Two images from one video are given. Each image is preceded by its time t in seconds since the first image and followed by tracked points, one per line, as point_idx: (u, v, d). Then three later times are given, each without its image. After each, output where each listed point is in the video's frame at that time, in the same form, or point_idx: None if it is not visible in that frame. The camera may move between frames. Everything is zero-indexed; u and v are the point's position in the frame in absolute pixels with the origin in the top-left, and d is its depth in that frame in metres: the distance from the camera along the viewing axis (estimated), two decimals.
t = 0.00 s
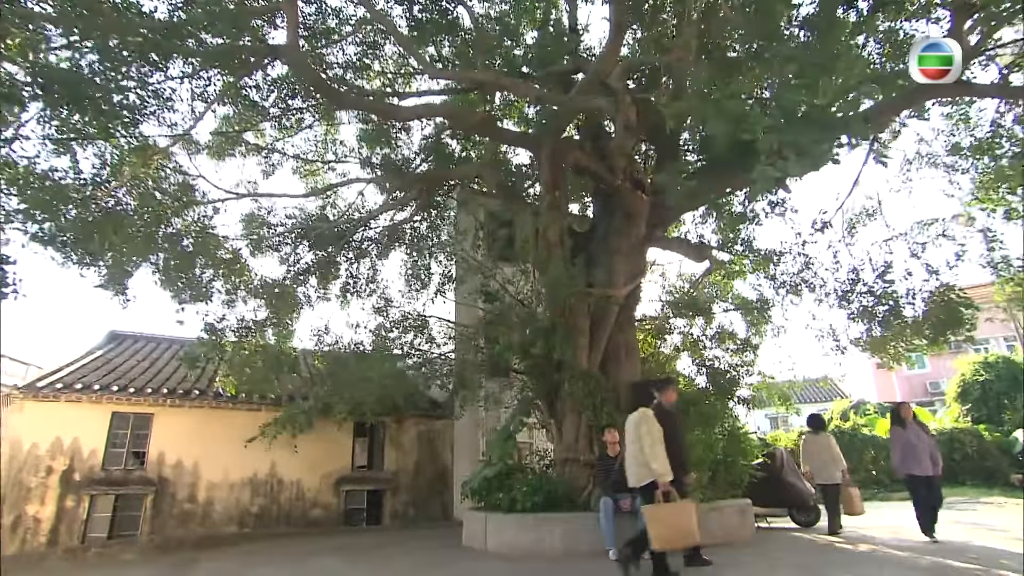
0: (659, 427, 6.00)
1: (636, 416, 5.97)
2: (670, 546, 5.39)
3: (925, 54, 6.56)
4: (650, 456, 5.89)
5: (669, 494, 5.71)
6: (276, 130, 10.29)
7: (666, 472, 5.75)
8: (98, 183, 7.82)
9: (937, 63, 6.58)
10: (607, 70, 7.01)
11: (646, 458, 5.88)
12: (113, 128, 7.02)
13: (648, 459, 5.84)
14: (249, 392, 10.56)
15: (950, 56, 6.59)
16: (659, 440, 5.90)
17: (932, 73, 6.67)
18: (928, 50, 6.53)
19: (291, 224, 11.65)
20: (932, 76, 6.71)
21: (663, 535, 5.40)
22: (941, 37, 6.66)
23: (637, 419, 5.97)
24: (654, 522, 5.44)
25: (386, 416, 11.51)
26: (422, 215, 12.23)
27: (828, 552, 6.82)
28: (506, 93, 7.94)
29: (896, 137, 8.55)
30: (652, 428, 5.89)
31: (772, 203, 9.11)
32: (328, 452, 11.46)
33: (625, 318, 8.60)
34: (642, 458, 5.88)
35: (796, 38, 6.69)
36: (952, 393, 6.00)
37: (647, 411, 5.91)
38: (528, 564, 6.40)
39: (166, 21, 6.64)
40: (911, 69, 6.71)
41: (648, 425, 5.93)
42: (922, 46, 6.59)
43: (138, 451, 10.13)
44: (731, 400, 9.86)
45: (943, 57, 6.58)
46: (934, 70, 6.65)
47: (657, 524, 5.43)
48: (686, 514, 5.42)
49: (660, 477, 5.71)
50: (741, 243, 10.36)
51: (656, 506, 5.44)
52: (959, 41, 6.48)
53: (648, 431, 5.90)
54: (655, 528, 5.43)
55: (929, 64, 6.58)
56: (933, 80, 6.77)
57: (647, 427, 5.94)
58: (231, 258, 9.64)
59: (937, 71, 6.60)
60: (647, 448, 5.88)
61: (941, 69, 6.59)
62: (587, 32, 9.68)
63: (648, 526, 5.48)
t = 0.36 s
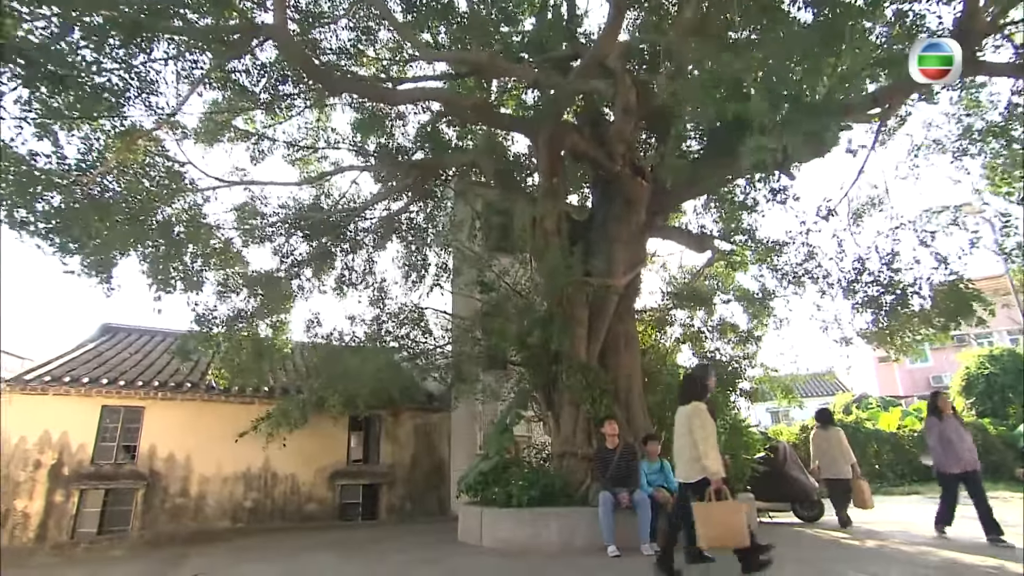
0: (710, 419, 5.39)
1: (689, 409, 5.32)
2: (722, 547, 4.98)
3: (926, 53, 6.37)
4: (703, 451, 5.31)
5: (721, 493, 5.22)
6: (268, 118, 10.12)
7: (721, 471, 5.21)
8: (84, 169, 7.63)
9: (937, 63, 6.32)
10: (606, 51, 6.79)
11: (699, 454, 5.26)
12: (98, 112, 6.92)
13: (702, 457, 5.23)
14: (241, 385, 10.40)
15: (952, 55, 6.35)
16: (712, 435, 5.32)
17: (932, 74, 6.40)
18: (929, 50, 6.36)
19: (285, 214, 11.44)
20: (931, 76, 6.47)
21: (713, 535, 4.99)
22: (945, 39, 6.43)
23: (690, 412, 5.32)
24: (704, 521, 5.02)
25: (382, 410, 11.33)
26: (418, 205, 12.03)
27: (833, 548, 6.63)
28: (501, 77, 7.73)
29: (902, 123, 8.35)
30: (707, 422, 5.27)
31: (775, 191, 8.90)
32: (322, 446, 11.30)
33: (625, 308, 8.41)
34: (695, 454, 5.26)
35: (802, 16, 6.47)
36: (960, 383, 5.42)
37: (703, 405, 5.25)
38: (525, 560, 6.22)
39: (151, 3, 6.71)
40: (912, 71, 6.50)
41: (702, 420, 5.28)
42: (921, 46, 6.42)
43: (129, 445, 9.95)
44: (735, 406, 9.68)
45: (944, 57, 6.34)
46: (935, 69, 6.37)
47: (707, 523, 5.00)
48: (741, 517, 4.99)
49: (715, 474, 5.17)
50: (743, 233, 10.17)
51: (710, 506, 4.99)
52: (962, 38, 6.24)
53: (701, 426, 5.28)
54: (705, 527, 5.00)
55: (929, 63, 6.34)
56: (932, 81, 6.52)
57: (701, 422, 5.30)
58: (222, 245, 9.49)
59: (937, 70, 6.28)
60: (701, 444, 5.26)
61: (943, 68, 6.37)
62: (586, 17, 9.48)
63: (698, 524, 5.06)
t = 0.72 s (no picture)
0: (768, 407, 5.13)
1: (746, 399, 5.07)
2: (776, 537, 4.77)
3: (925, 54, 5.56)
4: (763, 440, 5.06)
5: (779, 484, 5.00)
6: (258, 107, 9.97)
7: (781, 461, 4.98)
8: (67, 158, 7.45)
9: (937, 63, 5.49)
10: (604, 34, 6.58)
11: (758, 442, 5.03)
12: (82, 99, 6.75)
13: (761, 445, 5.00)
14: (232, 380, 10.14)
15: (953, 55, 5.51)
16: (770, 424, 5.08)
17: (932, 75, 5.56)
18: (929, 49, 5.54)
19: (279, 207, 11.24)
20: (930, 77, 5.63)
21: (768, 523, 4.78)
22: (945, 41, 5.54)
23: (748, 401, 5.07)
24: (758, 507, 4.82)
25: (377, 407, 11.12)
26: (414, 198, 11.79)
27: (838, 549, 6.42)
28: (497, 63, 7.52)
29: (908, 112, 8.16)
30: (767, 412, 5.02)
31: (778, 182, 8.67)
32: (316, 444, 11.07)
33: (623, 302, 8.18)
34: (753, 442, 5.05)
35: None
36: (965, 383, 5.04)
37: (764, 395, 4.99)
38: (520, 561, 5.98)
39: None
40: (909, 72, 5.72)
41: (761, 409, 5.02)
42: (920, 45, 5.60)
43: (117, 442, 9.65)
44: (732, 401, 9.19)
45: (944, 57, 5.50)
46: (934, 70, 5.56)
47: (763, 511, 4.80)
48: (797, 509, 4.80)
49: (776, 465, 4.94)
50: (745, 226, 9.96)
51: (764, 493, 4.77)
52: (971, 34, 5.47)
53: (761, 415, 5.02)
54: (759, 513, 4.81)
55: (928, 63, 5.54)
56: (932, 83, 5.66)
57: (760, 409, 5.05)
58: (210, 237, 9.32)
59: (937, 71, 5.43)
60: (761, 433, 5.02)
61: (942, 70, 5.53)
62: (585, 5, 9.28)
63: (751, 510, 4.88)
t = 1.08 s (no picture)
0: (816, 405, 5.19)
1: (794, 396, 5.14)
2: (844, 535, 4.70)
3: (924, 54, 4.96)
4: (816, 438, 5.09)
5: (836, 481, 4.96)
6: (251, 97, 9.68)
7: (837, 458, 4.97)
8: (47, 145, 7.19)
9: (937, 64, 4.92)
10: (604, 17, 6.34)
11: (810, 439, 5.05)
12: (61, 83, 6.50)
13: (813, 442, 5.01)
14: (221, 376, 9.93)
15: (953, 55, 4.95)
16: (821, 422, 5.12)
17: (931, 76, 5.00)
18: (928, 49, 4.97)
19: (272, 200, 11.03)
20: (931, 78, 5.04)
21: (833, 521, 4.72)
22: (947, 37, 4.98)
23: (795, 399, 5.14)
24: (820, 506, 4.78)
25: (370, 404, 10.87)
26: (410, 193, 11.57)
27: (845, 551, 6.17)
28: (493, 49, 7.29)
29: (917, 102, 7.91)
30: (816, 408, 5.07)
31: (781, 174, 8.44)
32: (308, 442, 10.84)
33: (622, 297, 7.95)
34: (805, 440, 5.06)
35: None
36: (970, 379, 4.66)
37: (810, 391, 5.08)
38: (514, 563, 5.74)
39: None
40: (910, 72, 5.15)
41: (809, 405, 5.09)
42: (919, 45, 5.02)
43: (104, 440, 9.34)
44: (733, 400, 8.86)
45: (945, 57, 4.92)
46: (934, 71, 4.97)
47: (827, 510, 4.75)
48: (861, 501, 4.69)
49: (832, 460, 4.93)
50: (747, 221, 9.72)
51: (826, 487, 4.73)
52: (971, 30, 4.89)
53: (810, 412, 5.07)
54: (822, 512, 4.76)
55: (927, 64, 4.96)
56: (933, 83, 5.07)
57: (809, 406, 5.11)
58: (198, 230, 9.06)
59: (935, 72, 4.83)
60: (812, 430, 5.04)
61: (943, 71, 4.93)
62: None
63: (815, 509, 4.82)
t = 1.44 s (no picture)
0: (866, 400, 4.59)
1: (846, 392, 4.52)
2: (914, 539, 4.23)
3: (925, 54, 6.33)
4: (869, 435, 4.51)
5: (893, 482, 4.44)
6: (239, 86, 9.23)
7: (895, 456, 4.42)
8: (24, 132, 6.92)
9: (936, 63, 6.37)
10: None
11: (865, 437, 4.44)
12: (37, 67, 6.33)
13: (868, 441, 4.42)
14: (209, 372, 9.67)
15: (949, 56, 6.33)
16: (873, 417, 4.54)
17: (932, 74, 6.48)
18: (929, 50, 6.31)
19: (264, 193, 10.79)
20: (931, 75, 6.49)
21: (902, 528, 4.22)
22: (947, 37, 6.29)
23: (848, 394, 4.52)
24: (887, 514, 4.25)
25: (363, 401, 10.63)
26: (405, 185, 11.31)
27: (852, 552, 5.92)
28: (488, 31, 7.03)
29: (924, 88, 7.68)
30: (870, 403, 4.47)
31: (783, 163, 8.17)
32: (299, 440, 10.59)
33: (621, 290, 7.70)
34: (859, 438, 4.46)
35: None
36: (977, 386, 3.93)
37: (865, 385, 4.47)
38: (506, 566, 5.50)
39: None
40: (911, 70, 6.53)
41: (864, 400, 4.47)
42: (921, 46, 6.35)
43: (88, 437, 9.19)
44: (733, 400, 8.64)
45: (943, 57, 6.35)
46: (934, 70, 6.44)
47: (893, 517, 4.23)
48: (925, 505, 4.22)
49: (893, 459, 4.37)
50: (749, 213, 9.48)
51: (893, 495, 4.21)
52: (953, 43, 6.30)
53: (864, 408, 4.47)
54: (889, 521, 4.24)
55: (929, 64, 6.38)
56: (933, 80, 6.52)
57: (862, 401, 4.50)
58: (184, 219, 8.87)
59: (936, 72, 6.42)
60: (867, 427, 4.46)
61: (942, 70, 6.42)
62: None
63: (879, 519, 4.29)
